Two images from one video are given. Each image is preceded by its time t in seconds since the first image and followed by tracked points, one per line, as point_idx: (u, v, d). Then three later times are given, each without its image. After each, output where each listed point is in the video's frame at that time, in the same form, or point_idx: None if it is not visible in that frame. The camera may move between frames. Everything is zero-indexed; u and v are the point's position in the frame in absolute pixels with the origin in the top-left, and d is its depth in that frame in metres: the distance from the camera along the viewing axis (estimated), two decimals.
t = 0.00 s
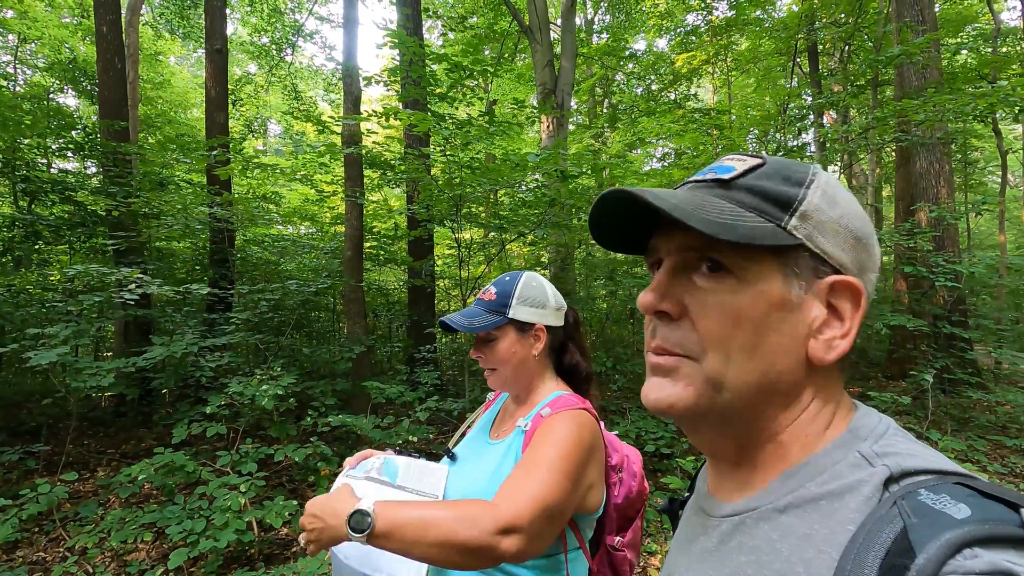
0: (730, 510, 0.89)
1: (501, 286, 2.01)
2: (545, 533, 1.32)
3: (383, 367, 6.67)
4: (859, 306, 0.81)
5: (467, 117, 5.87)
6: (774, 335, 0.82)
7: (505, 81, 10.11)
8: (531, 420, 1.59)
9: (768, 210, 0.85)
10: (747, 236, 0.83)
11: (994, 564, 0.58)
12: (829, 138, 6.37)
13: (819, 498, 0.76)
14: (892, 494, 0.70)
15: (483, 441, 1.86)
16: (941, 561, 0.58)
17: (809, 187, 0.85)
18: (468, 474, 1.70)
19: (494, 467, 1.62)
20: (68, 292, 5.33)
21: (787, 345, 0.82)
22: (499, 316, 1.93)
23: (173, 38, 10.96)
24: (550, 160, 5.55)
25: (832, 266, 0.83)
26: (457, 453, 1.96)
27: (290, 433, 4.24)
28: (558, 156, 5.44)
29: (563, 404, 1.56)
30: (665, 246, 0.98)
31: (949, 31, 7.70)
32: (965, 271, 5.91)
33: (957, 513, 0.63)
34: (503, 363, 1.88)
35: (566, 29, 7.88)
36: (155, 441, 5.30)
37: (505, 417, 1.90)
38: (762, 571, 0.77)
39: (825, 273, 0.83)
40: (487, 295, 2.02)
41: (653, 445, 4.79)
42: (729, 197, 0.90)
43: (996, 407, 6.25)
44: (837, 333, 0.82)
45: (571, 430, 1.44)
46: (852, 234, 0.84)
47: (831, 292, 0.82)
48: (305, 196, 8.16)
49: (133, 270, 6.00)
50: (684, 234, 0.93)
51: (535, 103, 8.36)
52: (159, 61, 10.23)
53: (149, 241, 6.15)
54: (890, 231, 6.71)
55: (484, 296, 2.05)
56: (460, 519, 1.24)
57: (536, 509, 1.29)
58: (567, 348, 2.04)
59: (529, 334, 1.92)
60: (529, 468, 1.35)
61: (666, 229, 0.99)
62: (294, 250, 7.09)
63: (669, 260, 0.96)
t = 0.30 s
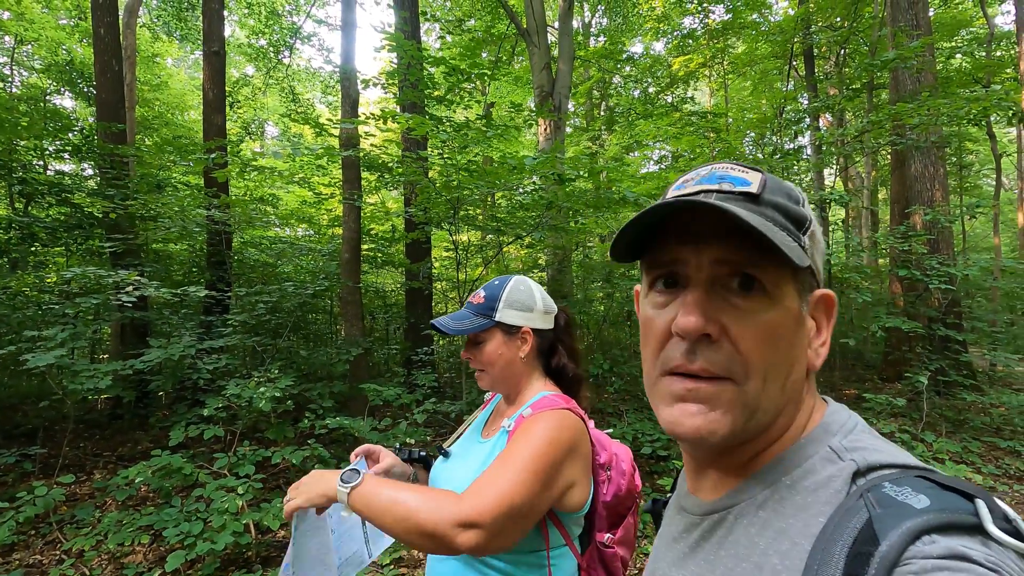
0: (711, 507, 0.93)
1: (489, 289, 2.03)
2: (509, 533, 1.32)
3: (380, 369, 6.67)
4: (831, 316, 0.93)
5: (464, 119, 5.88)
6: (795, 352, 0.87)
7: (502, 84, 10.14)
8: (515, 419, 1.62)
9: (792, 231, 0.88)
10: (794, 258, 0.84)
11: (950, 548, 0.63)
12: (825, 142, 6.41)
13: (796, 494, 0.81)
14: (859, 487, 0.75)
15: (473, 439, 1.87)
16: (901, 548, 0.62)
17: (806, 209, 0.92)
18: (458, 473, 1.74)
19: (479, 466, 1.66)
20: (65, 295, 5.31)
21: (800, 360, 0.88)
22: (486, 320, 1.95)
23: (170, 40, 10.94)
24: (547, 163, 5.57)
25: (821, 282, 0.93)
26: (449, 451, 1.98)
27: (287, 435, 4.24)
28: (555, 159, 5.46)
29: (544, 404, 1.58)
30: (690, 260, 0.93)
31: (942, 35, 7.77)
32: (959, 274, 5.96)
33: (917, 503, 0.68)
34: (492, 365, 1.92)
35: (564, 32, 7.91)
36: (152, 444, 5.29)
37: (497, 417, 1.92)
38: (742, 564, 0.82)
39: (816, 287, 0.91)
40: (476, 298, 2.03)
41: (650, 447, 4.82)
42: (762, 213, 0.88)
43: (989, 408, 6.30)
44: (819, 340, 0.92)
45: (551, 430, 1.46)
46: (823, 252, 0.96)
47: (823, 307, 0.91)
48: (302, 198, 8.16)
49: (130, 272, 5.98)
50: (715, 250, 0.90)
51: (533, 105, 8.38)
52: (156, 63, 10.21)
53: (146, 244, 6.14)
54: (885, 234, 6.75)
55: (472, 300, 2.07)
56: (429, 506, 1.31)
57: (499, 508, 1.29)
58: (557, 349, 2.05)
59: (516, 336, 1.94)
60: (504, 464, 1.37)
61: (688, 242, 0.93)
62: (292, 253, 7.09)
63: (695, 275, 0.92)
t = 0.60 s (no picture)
0: (699, 505, 0.93)
1: (484, 290, 2.03)
2: (514, 538, 1.38)
3: (384, 367, 6.69)
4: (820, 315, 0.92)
5: (469, 118, 5.88)
6: (784, 353, 0.87)
7: (507, 82, 10.15)
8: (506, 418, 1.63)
9: (779, 233, 0.88)
10: (780, 261, 0.84)
11: (927, 545, 0.65)
12: (831, 139, 6.37)
13: (780, 491, 0.82)
14: (843, 485, 0.76)
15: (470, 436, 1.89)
16: (882, 544, 0.64)
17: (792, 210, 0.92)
18: (450, 471, 1.75)
19: (471, 465, 1.66)
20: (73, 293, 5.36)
21: (789, 360, 0.88)
22: (479, 319, 1.96)
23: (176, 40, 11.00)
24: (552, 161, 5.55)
25: (808, 282, 0.92)
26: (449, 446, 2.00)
27: (292, 433, 4.26)
28: (560, 157, 5.44)
29: (534, 403, 1.59)
30: (678, 263, 0.92)
31: (951, 31, 7.69)
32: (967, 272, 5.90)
33: (897, 501, 0.70)
34: (485, 363, 1.93)
35: (568, 30, 7.89)
36: (158, 441, 5.34)
37: (494, 415, 1.93)
38: (728, 561, 0.82)
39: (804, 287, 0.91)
40: (470, 298, 2.05)
41: (654, 445, 4.81)
42: (745, 215, 0.88)
43: (997, 407, 6.25)
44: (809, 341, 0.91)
45: (539, 433, 1.47)
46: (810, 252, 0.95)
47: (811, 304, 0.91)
48: (307, 197, 8.20)
49: (136, 270, 6.02)
50: (703, 253, 0.89)
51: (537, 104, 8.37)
52: (163, 62, 10.26)
53: (152, 242, 6.18)
54: (892, 232, 6.70)
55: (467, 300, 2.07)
56: (433, 525, 1.35)
57: (498, 521, 1.34)
58: (551, 348, 2.05)
59: (509, 335, 1.94)
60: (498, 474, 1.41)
61: (676, 245, 0.93)
62: (296, 251, 7.12)
63: (683, 278, 0.92)
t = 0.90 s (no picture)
0: (690, 493, 0.94)
1: (480, 286, 2.04)
2: (529, 539, 1.43)
3: (389, 363, 6.72)
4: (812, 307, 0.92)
5: (473, 115, 5.87)
6: (775, 346, 0.87)
7: (512, 78, 10.13)
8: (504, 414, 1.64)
9: (770, 228, 0.88)
10: (774, 256, 0.84)
11: (911, 530, 0.66)
12: (838, 135, 6.31)
13: (768, 478, 0.82)
14: (831, 472, 0.76)
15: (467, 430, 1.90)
16: (867, 529, 0.65)
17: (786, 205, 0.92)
18: (447, 464, 1.77)
19: (467, 458, 1.67)
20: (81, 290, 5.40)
21: (780, 353, 0.88)
22: (476, 315, 1.96)
23: (182, 37, 11.03)
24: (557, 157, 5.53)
25: (800, 275, 0.92)
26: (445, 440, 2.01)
27: (297, 428, 4.30)
28: (565, 154, 5.42)
29: (531, 400, 1.59)
30: (672, 258, 0.92)
31: (961, 25, 7.59)
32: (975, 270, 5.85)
33: (883, 486, 0.70)
34: (482, 359, 1.93)
35: (574, 26, 7.85)
36: (166, 435, 5.41)
37: (490, 409, 1.94)
38: (718, 547, 0.83)
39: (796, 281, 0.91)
40: (467, 295, 2.05)
41: (658, 442, 4.82)
42: (738, 210, 0.88)
43: (1005, 406, 6.21)
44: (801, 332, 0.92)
45: (537, 431, 1.49)
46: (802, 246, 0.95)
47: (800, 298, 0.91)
48: (313, 194, 8.22)
49: (144, 267, 6.08)
50: (694, 248, 0.89)
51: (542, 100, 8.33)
52: (170, 60, 10.30)
53: (159, 239, 6.23)
54: (899, 228, 6.64)
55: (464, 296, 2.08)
56: (449, 543, 1.46)
57: (507, 528, 1.41)
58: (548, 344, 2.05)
59: (505, 330, 1.94)
60: (502, 481, 1.45)
61: (668, 240, 0.93)
62: (302, 248, 7.16)
63: (676, 273, 0.92)
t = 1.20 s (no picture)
0: (690, 499, 0.93)
1: (486, 285, 2.04)
2: (531, 537, 1.43)
3: (392, 365, 6.72)
4: (788, 296, 0.83)
5: (476, 117, 5.89)
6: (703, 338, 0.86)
7: (515, 81, 10.16)
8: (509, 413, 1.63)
9: (685, 221, 0.89)
10: (660, 251, 0.88)
11: (923, 538, 0.65)
12: (842, 138, 6.28)
13: (772, 483, 0.81)
14: (837, 477, 0.75)
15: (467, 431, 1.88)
16: (878, 537, 0.64)
17: (730, 192, 0.86)
18: (449, 464, 1.76)
19: (471, 458, 1.67)
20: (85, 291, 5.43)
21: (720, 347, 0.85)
22: (483, 314, 1.97)
23: (188, 41, 11.10)
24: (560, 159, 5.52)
25: (765, 263, 0.84)
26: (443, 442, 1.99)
27: (299, 430, 4.30)
28: (567, 156, 5.42)
29: (537, 399, 1.59)
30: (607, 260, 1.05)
31: (965, 28, 7.57)
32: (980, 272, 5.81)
33: (892, 493, 0.69)
34: (486, 357, 1.93)
35: (577, 29, 7.88)
36: (169, 437, 5.42)
37: (490, 409, 1.93)
38: (722, 554, 0.82)
39: (751, 271, 0.84)
40: (472, 293, 2.05)
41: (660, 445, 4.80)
42: (651, 210, 0.94)
43: (1010, 409, 6.16)
44: (771, 325, 0.83)
45: (543, 429, 1.48)
46: (779, 230, 0.85)
47: (758, 287, 0.84)
48: (317, 196, 8.26)
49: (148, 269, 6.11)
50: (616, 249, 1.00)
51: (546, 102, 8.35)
52: (175, 63, 10.38)
53: (163, 241, 6.26)
54: (903, 231, 6.60)
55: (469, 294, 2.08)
56: (453, 537, 1.41)
57: (508, 524, 1.40)
58: (550, 345, 2.05)
59: (511, 330, 1.95)
60: (506, 478, 1.44)
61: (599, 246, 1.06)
62: (305, 250, 7.19)
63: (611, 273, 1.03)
